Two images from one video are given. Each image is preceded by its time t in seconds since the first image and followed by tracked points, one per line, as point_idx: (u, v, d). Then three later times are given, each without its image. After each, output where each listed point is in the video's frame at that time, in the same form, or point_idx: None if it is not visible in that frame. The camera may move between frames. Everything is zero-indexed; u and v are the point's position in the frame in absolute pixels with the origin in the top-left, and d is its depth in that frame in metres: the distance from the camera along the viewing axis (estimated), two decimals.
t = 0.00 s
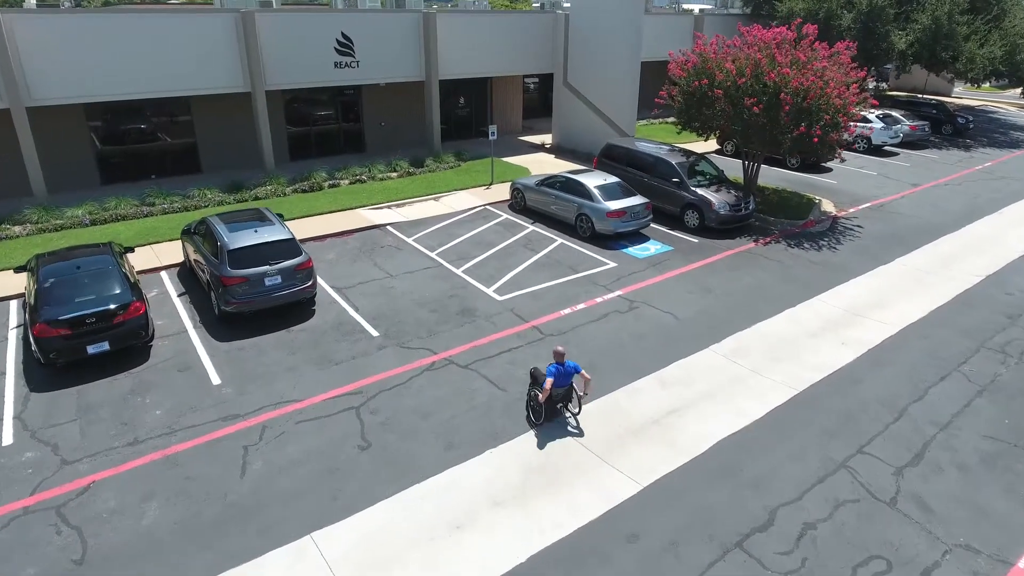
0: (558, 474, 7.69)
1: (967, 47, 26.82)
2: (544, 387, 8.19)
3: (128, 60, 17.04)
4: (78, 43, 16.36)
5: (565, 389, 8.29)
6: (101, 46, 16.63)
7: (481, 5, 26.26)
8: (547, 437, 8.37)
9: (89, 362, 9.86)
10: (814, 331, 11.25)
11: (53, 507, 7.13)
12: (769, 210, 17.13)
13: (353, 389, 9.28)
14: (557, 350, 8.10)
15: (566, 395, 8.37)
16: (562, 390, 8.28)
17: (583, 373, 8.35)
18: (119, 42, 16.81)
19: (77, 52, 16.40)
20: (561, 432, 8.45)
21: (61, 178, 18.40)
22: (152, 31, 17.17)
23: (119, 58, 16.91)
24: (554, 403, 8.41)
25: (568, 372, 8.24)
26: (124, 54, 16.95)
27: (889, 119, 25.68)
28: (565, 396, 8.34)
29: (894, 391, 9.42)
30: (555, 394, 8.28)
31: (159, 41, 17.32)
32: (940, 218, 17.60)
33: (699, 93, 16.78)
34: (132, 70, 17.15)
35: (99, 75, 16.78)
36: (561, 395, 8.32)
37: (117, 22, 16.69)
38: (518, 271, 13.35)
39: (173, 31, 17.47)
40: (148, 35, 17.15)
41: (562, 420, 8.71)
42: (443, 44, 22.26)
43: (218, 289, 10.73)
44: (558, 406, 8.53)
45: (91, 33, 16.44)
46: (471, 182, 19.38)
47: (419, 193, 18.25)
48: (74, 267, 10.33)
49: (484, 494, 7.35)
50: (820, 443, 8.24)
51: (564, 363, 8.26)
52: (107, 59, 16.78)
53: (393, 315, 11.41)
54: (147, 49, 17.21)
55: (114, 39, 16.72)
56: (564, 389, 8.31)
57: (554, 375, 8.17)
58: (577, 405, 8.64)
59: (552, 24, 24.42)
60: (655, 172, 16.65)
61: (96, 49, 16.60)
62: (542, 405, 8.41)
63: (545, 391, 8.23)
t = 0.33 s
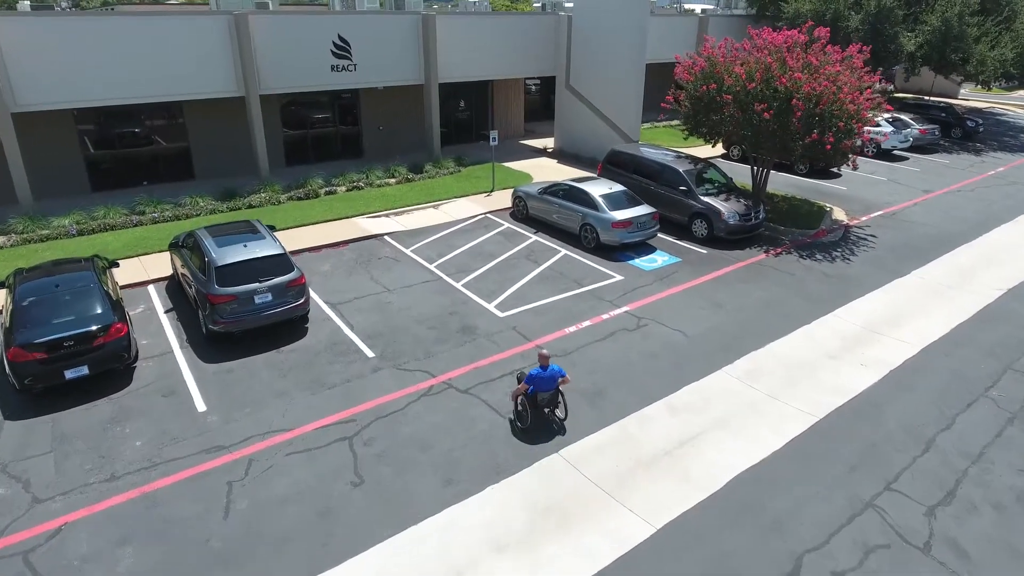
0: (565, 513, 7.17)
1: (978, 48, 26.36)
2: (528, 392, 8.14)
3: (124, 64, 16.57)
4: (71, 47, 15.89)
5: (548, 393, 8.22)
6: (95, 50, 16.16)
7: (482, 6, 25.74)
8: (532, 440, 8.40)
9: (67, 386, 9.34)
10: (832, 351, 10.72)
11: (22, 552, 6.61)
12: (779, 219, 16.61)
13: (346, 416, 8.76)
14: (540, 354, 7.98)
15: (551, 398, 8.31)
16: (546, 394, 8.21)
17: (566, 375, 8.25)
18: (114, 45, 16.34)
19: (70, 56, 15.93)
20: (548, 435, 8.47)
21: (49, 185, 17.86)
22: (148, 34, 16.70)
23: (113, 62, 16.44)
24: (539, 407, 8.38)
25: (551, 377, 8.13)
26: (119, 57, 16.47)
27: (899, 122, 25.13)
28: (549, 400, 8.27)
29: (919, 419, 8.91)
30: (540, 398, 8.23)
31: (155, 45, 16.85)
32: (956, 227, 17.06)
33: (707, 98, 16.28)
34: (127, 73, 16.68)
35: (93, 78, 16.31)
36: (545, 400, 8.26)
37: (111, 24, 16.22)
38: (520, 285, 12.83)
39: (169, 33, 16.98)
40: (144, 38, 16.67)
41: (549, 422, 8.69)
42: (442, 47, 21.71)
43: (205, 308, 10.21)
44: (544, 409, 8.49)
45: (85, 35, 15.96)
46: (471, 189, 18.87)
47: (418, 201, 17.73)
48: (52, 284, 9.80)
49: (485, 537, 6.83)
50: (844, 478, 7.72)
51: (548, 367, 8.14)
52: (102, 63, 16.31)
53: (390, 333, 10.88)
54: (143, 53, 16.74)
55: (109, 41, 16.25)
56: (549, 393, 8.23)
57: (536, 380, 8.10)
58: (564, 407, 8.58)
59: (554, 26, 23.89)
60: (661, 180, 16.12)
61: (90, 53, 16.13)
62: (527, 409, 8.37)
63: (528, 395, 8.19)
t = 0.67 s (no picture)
0: (572, 561, 6.65)
1: (989, 51, 25.89)
2: (515, 398, 8.15)
3: (116, 69, 16.12)
4: (62, 51, 15.42)
5: (536, 400, 8.21)
6: (86, 54, 15.69)
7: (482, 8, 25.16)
8: (519, 448, 8.32)
9: (42, 416, 8.81)
10: (851, 376, 10.19)
11: None
12: (790, 230, 16.09)
13: (338, 449, 8.23)
14: (529, 360, 7.99)
15: (539, 406, 8.29)
16: (534, 401, 8.20)
17: (555, 384, 8.25)
18: (107, 49, 15.89)
19: (61, 60, 15.46)
20: (534, 443, 8.41)
21: (35, 194, 17.33)
22: (141, 38, 16.24)
23: (106, 67, 15.99)
24: (527, 414, 8.35)
25: (540, 384, 8.12)
26: (112, 61, 16.02)
27: (908, 127, 24.61)
28: (538, 407, 8.25)
29: (947, 452, 8.39)
30: (527, 405, 8.22)
31: (149, 49, 16.39)
32: (974, 237, 16.50)
33: (715, 105, 15.74)
34: (120, 78, 16.22)
35: (85, 83, 15.85)
36: (533, 407, 8.24)
37: (104, 28, 15.76)
38: (523, 301, 12.30)
39: (164, 37, 16.51)
40: (137, 42, 16.21)
41: (538, 432, 8.63)
42: (442, 50, 21.16)
43: (190, 330, 9.68)
44: (533, 417, 8.47)
45: (77, 39, 15.49)
46: (471, 197, 18.33)
47: (417, 210, 17.20)
48: (27, 305, 9.24)
49: None
50: (872, 521, 7.20)
51: (536, 373, 8.15)
52: (94, 68, 15.86)
53: (386, 354, 10.36)
54: (136, 57, 16.28)
55: (101, 45, 15.79)
56: (536, 400, 8.22)
57: (525, 387, 8.10)
58: (553, 417, 8.54)
59: (557, 29, 23.33)
60: (668, 189, 15.59)
61: (82, 57, 15.67)
62: (514, 416, 8.34)
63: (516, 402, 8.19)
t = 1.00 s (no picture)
0: None
1: (1002, 54, 25.30)
2: (506, 408, 8.07)
3: (106, 74, 15.61)
4: (48, 55, 14.88)
5: (528, 411, 8.11)
6: (77, 57, 15.20)
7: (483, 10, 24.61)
8: (508, 459, 8.22)
9: (16, 449, 8.26)
10: (874, 403, 9.63)
11: None
12: (802, 241, 15.53)
13: (330, 488, 7.68)
14: (520, 371, 7.91)
15: (531, 418, 8.17)
16: (525, 413, 8.09)
17: (548, 397, 8.13)
18: (97, 54, 15.39)
19: (49, 65, 14.94)
20: (525, 456, 8.28)
21: (23, 202, 16.80)
22: (131, 43, 15.71)
23: (94, 72, 15.45)
24: (518, 426, 8.24)
25: (531, 396, 8.03)
26: (102, 67, 15.53)
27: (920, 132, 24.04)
28: (529, 419, 8.15)
29: (981, 491, 7.84)
30: (518, 417, 8.12)
31: (140, 54, 15.90)
32: (993, 248, 15.93)
33: (724, 112, 15.19)
34: (110, 84, 15.71)
35: (73, 89, 15.34)
36: (523, 418, 8.15)
37: (93, 32, 15.26)
38: (527, 319, 11.76)
39: (156, 42, 16.01)
40: (128, 47, 15.71)
41: (531, 445, 8.48)
42: (441, 53, 20.62)
43: (174, 354, 9.13)
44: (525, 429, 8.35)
45: (65, 43, 14.97)
46: (472, 205, 17.79)
47: (415, 219, 16.65)
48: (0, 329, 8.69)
49: None
50: (906, 570, 6.67)
51: (529, 385, 8.05)
52: (82, 73, 15.33)
53: (382, 379, 9.81)
54: (127, 63, 15.78)
55: (90, 50, 15.28)
56: (528, 412, 8.11)
57: (515, 398, 8.03)
58: (545, 429, 8.39)
59: (560, 32, 22.81)
60: (676, 199, 15.05)
61: (71, 61, 15.16)
62: (505, 427, 8.25)
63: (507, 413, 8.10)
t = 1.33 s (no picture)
0: None
1: (1014, 56, 24.76)
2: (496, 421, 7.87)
3: (97, 78, 15.07)
4: (36, 58, 14.32)
5: (520, 423, 7.90)
6: (78, 58, 14.73)
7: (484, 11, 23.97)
8: (501, 469, 8.09)
9: None
10: (901, 432, 9.06)
11: None
12: (815, 252, 14.98)
13: (320, 531, 7.13)
14: (510, 384, 7.65)
15: (523, 430, 7.95)
16: (517, 425, 7.88)
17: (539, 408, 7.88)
18: (88, 58, 14.85)
19: (33, 70, 14.32)
20: (519, 466, 8.12)
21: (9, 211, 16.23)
22: (123, 46, 15.17)
23: (85, 76, 14.90)
24: (510, 437, 8.04)
25: (523, 409, 7.80)
26: (93, 71, 14.98)
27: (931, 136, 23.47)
28: (522, 431, 7.95)
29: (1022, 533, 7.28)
30: (510, 429, 7.91)
31: (126, 59, 15.29)
32: (1013, 259, 15.34)
33: (734, 118, 14.60)
34: (108, 86, 15.24)
35: (63, 94, 14.78)
36: (516, 431, 7.95)
37: (83, 35, 14.68)
38: (530, 338, 11.19)
39: (150, 45, 15.48)
40: (120, 50, 15.17)
41: (525, 454, 8.31)
42: (441, 57, 20.06)
43: (156, 381, 8.57)
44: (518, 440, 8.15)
45: (53, 46, 14.41)
46: (472, 214, 17.23)
47: (414, 229, 16.08)
48: None
49: None
50: None
51: (518, 398, 7.82)
52: (73, 77, 14.78)
53: (376, 405, 9.26)
54: (119, 66, 15.24)
55: (81, 53, 14.74)
56: (520, 424, 7.89)
57: (505, 411, 7.82)
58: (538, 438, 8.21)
59: (563, 35, 22.24)
60: (684, 209, 14.49)
61: (60, 66, 14.60)
62: (497, 439, 8.07)
63: (498, 425, 7.91)
